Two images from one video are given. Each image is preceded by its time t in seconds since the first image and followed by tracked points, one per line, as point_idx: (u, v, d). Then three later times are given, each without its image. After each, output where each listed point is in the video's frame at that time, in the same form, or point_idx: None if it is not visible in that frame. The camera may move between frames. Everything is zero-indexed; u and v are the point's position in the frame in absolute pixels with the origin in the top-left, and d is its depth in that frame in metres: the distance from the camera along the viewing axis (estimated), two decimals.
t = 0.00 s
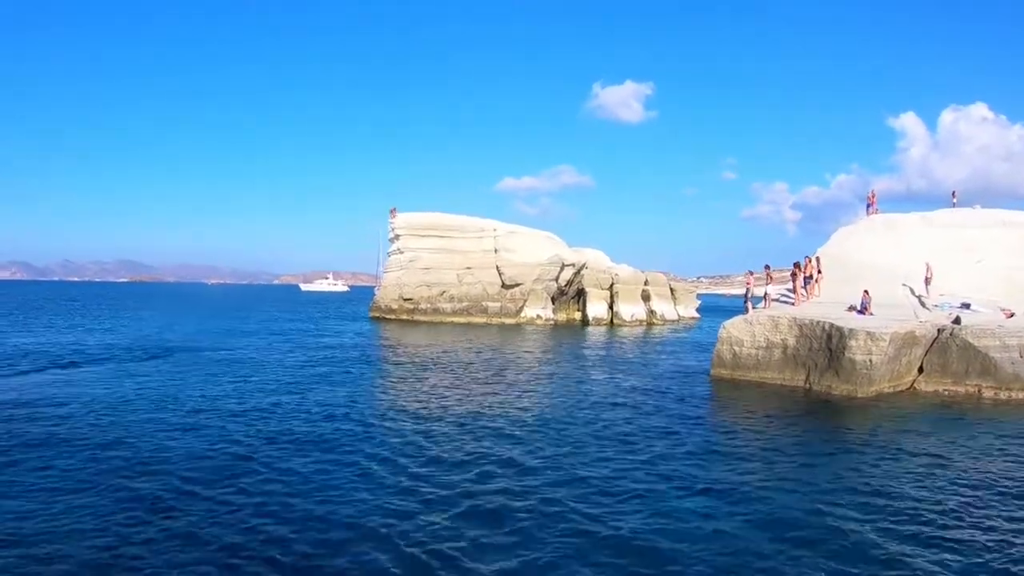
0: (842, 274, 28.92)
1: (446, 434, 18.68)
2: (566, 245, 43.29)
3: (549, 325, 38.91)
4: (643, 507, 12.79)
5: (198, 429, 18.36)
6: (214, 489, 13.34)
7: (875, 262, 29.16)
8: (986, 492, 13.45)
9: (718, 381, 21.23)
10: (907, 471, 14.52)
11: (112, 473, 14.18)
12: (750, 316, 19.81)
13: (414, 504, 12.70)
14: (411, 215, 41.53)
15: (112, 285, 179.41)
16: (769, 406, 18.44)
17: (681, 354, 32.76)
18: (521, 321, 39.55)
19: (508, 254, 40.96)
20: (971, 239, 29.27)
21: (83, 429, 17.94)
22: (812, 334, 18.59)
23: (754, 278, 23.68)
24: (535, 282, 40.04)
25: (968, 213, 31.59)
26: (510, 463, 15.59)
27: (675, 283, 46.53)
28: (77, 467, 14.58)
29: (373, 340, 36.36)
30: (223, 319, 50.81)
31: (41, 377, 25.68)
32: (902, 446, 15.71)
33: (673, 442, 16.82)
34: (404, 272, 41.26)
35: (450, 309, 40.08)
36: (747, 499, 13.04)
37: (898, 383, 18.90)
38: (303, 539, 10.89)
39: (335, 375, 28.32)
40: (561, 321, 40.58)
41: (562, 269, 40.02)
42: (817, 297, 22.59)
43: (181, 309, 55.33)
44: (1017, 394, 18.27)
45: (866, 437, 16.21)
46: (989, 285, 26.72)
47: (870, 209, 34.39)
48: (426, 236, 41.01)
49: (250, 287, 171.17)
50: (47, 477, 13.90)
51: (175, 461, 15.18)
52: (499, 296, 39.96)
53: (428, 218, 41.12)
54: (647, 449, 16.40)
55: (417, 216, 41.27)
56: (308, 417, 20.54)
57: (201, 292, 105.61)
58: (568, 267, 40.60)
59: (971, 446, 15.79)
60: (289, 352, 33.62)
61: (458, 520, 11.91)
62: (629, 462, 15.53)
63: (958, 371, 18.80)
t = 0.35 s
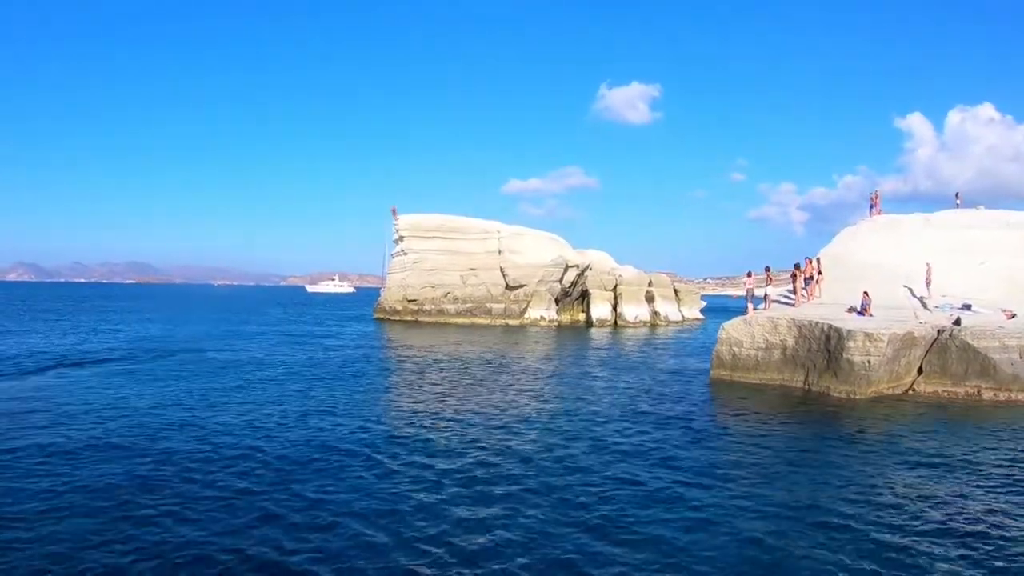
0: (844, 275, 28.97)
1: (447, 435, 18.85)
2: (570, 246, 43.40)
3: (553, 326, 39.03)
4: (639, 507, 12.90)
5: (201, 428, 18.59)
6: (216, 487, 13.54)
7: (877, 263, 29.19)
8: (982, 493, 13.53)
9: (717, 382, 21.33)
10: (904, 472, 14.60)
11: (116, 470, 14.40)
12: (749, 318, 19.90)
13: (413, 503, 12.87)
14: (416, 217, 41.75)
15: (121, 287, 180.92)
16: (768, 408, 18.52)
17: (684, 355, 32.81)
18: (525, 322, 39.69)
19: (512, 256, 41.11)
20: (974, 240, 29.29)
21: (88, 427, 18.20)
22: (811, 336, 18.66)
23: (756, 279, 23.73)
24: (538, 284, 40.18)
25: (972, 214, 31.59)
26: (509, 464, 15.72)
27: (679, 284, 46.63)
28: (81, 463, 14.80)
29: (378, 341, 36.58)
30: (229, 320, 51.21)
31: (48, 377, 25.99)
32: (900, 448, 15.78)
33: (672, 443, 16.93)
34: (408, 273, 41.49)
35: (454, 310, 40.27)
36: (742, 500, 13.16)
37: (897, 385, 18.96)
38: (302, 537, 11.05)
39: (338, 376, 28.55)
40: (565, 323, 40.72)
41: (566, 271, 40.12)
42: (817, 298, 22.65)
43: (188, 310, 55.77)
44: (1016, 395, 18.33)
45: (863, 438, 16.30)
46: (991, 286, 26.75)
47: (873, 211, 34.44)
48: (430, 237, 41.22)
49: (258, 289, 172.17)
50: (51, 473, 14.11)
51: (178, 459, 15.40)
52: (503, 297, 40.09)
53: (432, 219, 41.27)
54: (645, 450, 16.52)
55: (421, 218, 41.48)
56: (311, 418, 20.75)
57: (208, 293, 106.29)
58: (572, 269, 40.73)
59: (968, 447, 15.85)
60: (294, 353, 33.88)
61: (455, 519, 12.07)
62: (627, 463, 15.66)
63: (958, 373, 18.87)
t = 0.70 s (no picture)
0: (845, 277, 29.02)
1: (446, 435, 19.03)
2: (572, 248, 43.51)
3: (555, 328, 39.16)
4: (631, 508, 13.04)
5: (203, 427, 18.84)
6: (215, 484, 13.77)
7: (879, 265, 29.23)
8: (975, 496, 13.61)
9: (715, 383, 21.45)
10: (898, 474, 14.70)
11: (118, 468, 14.65)
12: (747, 319, 20.03)
13: (408, 502, 13.05)
14: (419, 217, 41.96)
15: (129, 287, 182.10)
16: (765, 410, 18.63)
17: (685, 358, 32.90)
18: (528, 324, 39.81)
19: (515, 257, 41.16)
20: (976, 243, 29.32)
21: (91, 426, 18.47)
22: (808, 338, 18.78)
23: (755, 281, 23.81)
24: (541, 285, 40.31)
25: (975, 217, 31.60)
26: (506, 464, 15.89)
27: (682, 286, 46.69)
28: (82, 461, 15.05)
29: (380, 342, 36.78)
30: (234, 320, 51.53)
31: (54, 376, 26.31)
32: (894, 450, 15.87)
33: (669, 444, 17.06)
34: (411, 274, 41.73)
35: (457, 311, 40.48)
36: (734, 502, 13.28)
37: (894, 387, 19.04)
38: (298, 534, 11.25)
39: (340, 376, 28.76)
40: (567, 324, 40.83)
41: (568, 272, 40.24)
42: (817, 300, 22.72)
43: (193, 311, 56.12)
44: (1014, 398, 18.37)
45: (858, 440, 16.39)
46: (992, 288, 26.76)
47: (876, 213, 34.48)
48: (433, 238, 41.42)
49: (264, 289, 172.94)
50: (53, 471, 14.36)
51: (179, 457, 15.63)
52: (506, 298, 40.25)
53: (435, 220, 41.46)
54: (642, 451, 16.65)
55: (424, 219, 41.68)
56: (312, 417, 20.95)
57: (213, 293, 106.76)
58: (574, 270, 40.85)
59: (963, 450, 15.91)
60: (297, 354, 34.11)
61: (449, 518, 12.24)
62: (622, 463, 15.81)
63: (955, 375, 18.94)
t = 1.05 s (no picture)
0: (847, 278, 29.06)
1: (446, 434, 19.22)
2: (576, 248, 43.66)
3: (558, 328, 39.29)
4: (626, 507, 13.19)
5: (206, 426, 19.08)
6: (216, 482, 13.99)
7: (881, 266, 29.27)
8: (970, 496, 13.72)
9: (714, 383, 21.56)
10: (892, 474, 14.82)
11: (122, 467, 14.89)
12: (746, 320, 20.16)
13: (406, 500, 13.24)
14: (422, 218, 42.21)
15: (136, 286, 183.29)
16: (762, 410, 18.75)
17: (687, 358, 32.98)
18: (531, 324, 39.95)
19: (519, 257, 41.23)
20: (978, 244, 29.35)
21: (96, 424, 18.73)
22: (806, 338, 18.88)
23: (755, 281, 23.91)
24: (544, 285, 40.44)
25: (978, 218, 31.65)
26: (505, 463, 16.07)
27: (685, 286, 46.76)
28: (87, 460, 15.29)
29: (384, 341, 37.00)
30: (239, 319, 51.88)
31: (61, 375, 26.63)
32: (890, 450, 15.98)
33: (667, 445, 17.20)
34: (415, 274, 41.99)
35: (460, 311, 40.72)
36: (729, 501, 13.42)
37: (892, 387, 19.14)
38: (297, 532, 11.44)
39: (343, 375, 29.01)
40: (570, 324, 40.98)
41: (571, 272, 40.36)
42: (817, 300, 22.79)
43: (199, 310, 56.50)
44: (1012, 399, 18.46)
45: (855, 440, 16.51)
46: (994, 290, 26.78)
47: (879, 214, 34.54)
48: (437, 238, 41.64)
49: (270, 288, 174.01)
50: (58, 469, 14.61)
51: (182, 455, 15.87)
52: (509, 298, 40.42)
53: (438, 221, 41.68)
54: (639, 451, 16.81)
55: (428, 219, 41.91)
56: (313, 416, 21.15)
57: (220, 292, 107.27)
58: (577, 270, 40.98)
59: (959, 450, 16.01)
60: (301, 353, 34.37)
61: (447, 516, 12.43)
62: (619, 463, 15.95)
63: (954, 376, 19.01)
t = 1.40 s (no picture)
0: (849, 279, 29.13)
1: (447, 433, 19.44)
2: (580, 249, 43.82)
3: (561, 328, 39.35)
4: (621, 507, 13.35)
5: (209, 424, 19.34)
6: (219, 481, 14.24)
7: (882, 267, 29.33)
8: (964, 497, 13.84)
9: (712, 383, 21.68)
10: (888, 475, 14.93)
11: (127, 464, 15.15)
12: (744, 320, 20.29)
13: (406, 500, 13.44)
14: (426, 217, 42.45)
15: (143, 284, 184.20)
16: (759, 410, 18.87)
17: (689, 359, 33.08)
18: (534, 323, 40.14)
19: (522, 257, 41.47)
20: (980, 246, 29.42)
21: (103, 422, 19.02)
22: (804, 338, 18.99)
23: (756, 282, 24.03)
24: (547, 286, 40.63)
25: (981, 220, 31.75)
26: (503, 464, 16.25)
27: (688, 287, 46.86)
28: (93, 458, 15.55)
29: (387, 340, 37.25)
30: (244, 318, 52.26)
31: (67, 373, 26.94)
32: (887, 451, 16.08)
33: (664, 445, 17.35)
34: (419, 273, 42.24)
35: (463, 310, 40.95)
36: (725, 502, 13.58)
37: (890, 388, 19.26)
38: (299, 532, 11.66)
39: (347, 374, 29.26)
40: (574, 324, 41.15)
41: (574, 272, 40.54)
42: (817, 301, 22.90)
43: (204, 309, 56.94)
44: (1010, 400, 18.58)
45: (851, 440, 16.64)
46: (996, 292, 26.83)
47: (881, 215, 34.60)
48: (440, 238, 41.88)
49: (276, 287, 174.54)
50: (63, 467, 14.85)
51: (186, 454, 16.12)
52: (512, 298, 40.62)
53: (443, 221, 41.91)
54: (637, 452, 16.97)
55: (432, 218, 42.15)
56: (316, 415, 21.39)
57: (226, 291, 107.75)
58: (581, 270, 41.14)
59: (956, 451, 16.12)
60: (305, 352, 34.64)
61: (445, 516, 12.63)
62: (617, 464, 16.12)
63: (952, 377, 19.10)
